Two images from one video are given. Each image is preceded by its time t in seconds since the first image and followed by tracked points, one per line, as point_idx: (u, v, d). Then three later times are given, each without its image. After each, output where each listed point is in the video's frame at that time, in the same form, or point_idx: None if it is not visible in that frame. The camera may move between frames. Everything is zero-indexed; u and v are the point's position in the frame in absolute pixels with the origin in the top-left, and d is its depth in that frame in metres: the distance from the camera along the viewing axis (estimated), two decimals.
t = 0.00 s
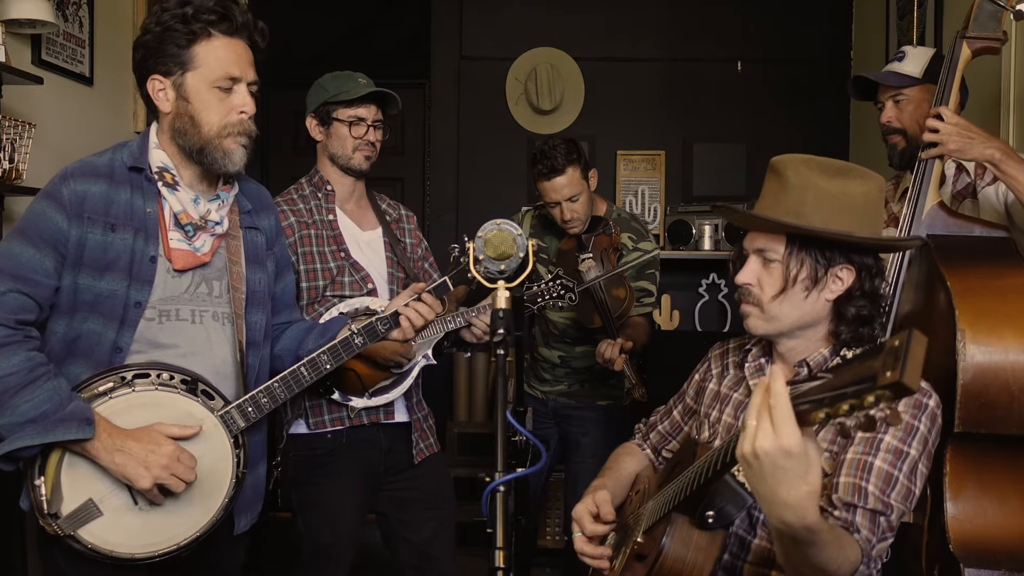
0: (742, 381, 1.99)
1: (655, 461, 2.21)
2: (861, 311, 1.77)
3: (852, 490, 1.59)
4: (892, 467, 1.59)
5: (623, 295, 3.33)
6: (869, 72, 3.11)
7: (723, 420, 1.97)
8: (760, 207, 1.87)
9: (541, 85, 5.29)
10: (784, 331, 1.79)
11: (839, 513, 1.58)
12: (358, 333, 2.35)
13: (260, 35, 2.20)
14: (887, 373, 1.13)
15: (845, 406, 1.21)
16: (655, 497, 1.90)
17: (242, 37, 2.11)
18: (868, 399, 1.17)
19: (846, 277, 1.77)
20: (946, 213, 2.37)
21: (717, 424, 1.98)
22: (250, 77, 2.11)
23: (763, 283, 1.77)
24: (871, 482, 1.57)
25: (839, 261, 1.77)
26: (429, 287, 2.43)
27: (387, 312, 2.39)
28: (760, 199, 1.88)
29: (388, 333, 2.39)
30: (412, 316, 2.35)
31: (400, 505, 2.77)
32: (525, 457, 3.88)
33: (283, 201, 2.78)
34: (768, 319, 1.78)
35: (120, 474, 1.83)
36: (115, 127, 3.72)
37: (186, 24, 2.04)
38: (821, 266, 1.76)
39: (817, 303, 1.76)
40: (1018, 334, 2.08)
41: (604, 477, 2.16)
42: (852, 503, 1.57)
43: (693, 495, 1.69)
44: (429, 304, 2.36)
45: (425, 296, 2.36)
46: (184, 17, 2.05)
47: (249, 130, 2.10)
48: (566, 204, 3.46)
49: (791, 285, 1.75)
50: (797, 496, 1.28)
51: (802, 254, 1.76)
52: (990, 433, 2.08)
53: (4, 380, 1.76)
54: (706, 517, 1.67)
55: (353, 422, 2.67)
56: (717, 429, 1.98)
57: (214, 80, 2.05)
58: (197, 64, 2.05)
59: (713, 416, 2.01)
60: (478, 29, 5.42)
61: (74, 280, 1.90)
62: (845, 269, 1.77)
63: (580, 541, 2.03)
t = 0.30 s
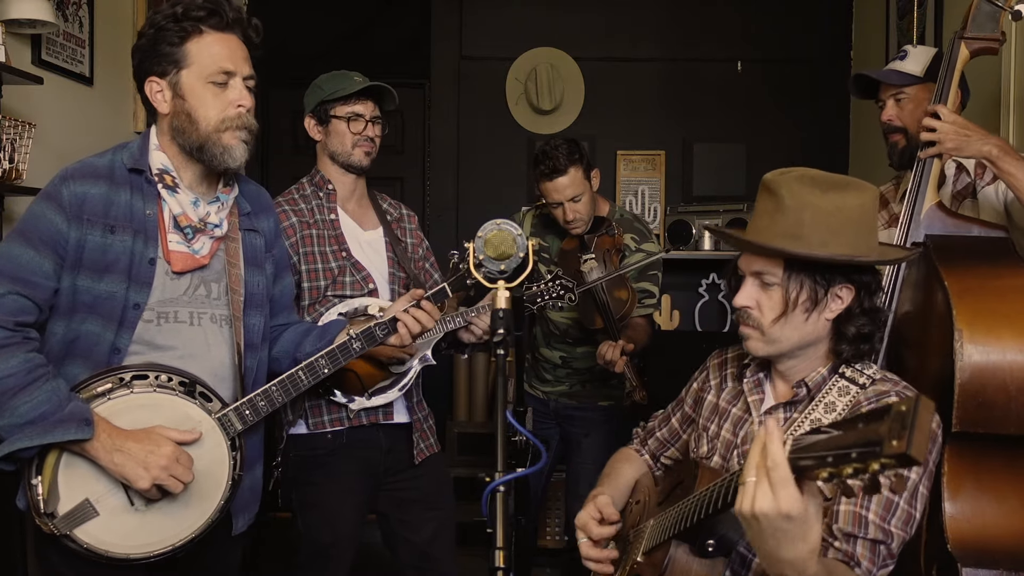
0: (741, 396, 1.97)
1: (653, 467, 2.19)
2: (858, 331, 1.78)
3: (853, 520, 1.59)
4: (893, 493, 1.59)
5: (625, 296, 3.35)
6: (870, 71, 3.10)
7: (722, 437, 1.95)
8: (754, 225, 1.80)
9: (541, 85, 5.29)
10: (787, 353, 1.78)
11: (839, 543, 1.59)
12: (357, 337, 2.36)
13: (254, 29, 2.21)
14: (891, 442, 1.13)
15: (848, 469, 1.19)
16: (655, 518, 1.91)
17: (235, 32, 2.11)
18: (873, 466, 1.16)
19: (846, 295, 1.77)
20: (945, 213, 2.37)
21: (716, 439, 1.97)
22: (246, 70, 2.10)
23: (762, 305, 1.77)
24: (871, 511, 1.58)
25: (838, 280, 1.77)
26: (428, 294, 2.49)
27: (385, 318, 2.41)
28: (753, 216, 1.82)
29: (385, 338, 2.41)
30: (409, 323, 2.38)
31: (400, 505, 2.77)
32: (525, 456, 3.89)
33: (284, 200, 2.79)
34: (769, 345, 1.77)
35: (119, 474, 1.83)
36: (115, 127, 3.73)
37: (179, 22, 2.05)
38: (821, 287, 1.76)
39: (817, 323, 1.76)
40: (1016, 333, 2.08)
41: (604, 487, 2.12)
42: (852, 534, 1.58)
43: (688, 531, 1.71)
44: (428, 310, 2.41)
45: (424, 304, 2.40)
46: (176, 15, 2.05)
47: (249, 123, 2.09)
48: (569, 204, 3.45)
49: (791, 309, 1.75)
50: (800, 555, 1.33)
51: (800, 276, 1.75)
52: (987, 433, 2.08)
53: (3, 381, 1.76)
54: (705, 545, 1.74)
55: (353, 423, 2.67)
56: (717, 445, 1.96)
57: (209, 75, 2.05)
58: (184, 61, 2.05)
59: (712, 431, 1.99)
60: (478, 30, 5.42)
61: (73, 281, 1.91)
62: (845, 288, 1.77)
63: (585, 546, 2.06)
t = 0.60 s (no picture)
0: (742, 384, 1.95)
1: (651, 452, 2.20)
2: (859, 318, 1.76)
3: (855, 516, 1.56)
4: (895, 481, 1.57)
5: (628, 298, 3.35)
6: (870, 72, 3.10)
7: (722, 425, 1.94)
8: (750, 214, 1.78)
9: (541, 85, 5.30)
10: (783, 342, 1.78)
11: (840, 539, 1.56)
12: (357, 339, 2.35)
13: (260, 36, 2.20)
14: (909, 451, 1.12)
15: (862, 477, 1.19)
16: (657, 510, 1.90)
17: (239, 39, 2.11)
18: (888, 473, 1.16)
19: (844, 282, 1.76)
20: (943, 212, 2.38)
21: (717, 427, 1.96)
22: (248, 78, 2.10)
23: (760, 296, 1.76)
24: (872, 508, 1.55)
25: (836, 268, 1.75)
26: (427, 296, 2.45)
27: (384, 319, 2.40)
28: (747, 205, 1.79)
29: (385, 339, 2.40)
30: (408, 325, 2.38)
31: (401, 507, 2.78)
32: (525, 456, 3.88)
33: (286, 201, 2.80)
34: (770, 335, 1.76)
35: (120, 472, 1.84)
36: (115, 127, 3.73)
37: (183, 26, 2.05)
38: (818, 278, 1.74)
39: (814, 312, 1.75)
40: (1012, 334, 2.08)
41: (603, 476, 2.14)
42: (853, 530, 1.55)
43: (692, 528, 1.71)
44: (427, 311, 2.40)
45: (421, 305, 2.40)
46: (181, 20, 2.05)
47: (246, 130, 2.09)
48: (572, 205, 3.44)
49: (789, 299, 1.74)
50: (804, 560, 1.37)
51: (797, 265, 1.74)
52: (981, 432, 2.08)
53: (2, 380, 1.77)
54: (711, 540, 1.72)
55: (355, 424, 2.67)
56: (717, 433, 1.95)
57: (210, 82, 2.05)
58: (189, 65, 2.05)
59: (712, 418, 1.98)
60: (479, 30, 5.42)
61: (73, 281, 1.91)
62: (842, 275, 1.76)
63: (580, 547, 2.05)
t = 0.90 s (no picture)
0: (736, 353, 1.94)
1: (651, 426, 2.20)
2: (849, 284, 1.73)
3: (856, 477, 1.53)
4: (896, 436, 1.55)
5: (631, 298, 3.35)
6: (871, 72, 3.11)
7: (720, 395, 1.92)
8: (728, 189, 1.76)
9: (541, 85, 5.30)
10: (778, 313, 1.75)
11: (842, 500, 1.53)
12: (357, 337, 2.34)
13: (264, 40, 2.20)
14: (905, 403, 1.08)
15: (860, 432, 1.16)
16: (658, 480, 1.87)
17: (242, 43, 2.10)
18: (885, 428, 1.12)
19: (830, 249, 1.73)
20: (944, 213, 2.38)
21: (715, 397, 1.94)
22: (251, 83, 2.09)
23: (749, 271, 1.74)
24: (872, 466, 1.52)
25: (823, 236, 1.73)
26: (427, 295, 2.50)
27: (384, 317, 2.39)
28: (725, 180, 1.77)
29: (385, 339, 2.38)
30: (407, 322, 2.35)
31: (405, 508, 2.77)
32: (525, 456, 3.89)
33: (288, 201, 2.80)
34: (763, 307, 1.74)
35: (119, 469, 1.83)
36: (115, 127, 3.73)
37: (185, 30, 2.05)
38: (805, 247, 1.72)
39: (805, 281, 1.73)
40: (1016, 335, 2.07)
41: (605, 451, 2.14)
42: (856, 490, 1.52)
43: (692, 495, 1.69)
44: (427, 310, 2.38)
45: (421, 303, 2.37)
46: (183, 22, 2.05)
47: (248, 136, 2.08)
48: (575, 205, 3.44)
49: (777, 273, 1.72)
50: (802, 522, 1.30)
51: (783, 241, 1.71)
52: (986, 432, 2.08)
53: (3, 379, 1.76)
54: (712, 506, 1.69)
55: (359, 424, 2.68)
56: (715, 403, 1.93)
57: (211, 85, 2.05)
58: (190, 69, 2.05)
59: (709, 389, 1.96)
60: (478, 30, 5.42)
61: (74, 280, 1.91)
62: (829, 243, 1.73)
63: (586, 517, 2.04)
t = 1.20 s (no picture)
0: (738, 318, 1.77)
1: (657, 392, 2.11)
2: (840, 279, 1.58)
3: (859, 435, 1.46)
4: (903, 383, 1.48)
5: (634, 298, 3.32)
6: (872, 71, 3.11)
7: (723, 362, 1.78)
8: (709, 206, 1.53)
9: (541, 85, 5.30)
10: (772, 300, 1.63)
11: (845, 458, 1.46)
12: (360, 330, 2.35)
13: (258, 32, 2.20)
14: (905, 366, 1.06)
15: (859, 395, 1.14)
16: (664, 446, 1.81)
17: (237, 35, 2.11)
18: (886, 390, 1.10)
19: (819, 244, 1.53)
20: (944, 212, 2.38)
21: (718, 364, 1.80)
22: (245, 75, 2.10)
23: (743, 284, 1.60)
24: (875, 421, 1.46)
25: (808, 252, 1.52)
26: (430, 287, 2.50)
27: (387, 310, 2.41)
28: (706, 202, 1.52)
29: (388, 331, 2.41)
30: (411, 313, 2.38)
31: (406, 508, 2.77)
32: (525, 457, 3.89)
33: (290, 201, 2.79)
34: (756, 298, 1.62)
35: (123, 465, 1.82)
36: (115, 127, 3.73)
37: (179, 23, 2.04)
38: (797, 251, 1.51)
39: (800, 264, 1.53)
40: (1017, 334, 2.08)
41: (610, 421, 2.07)
42: (858, 447, 1.45)
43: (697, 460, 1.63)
44: (429, 301, 2.40)
45: (425, 294, 2.40)
46: (177, 16, 2.05)
47: (245, 126, 2.09)
48: (578, 205, 3.46)
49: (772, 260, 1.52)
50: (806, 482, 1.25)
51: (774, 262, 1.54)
52: (987, 431, 2.09)
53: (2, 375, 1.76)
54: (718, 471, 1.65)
55: (359, 425, 2.68)
56: (719, 370, 1.79)
57: (207, 78, 2.05)
58: (184, 61, 2.05)
59: (712, 355, 1.82)
60: (478, 29, 5.42)
61: (73, 276, 1.90)
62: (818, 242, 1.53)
63: (595, 484, 1.99)
